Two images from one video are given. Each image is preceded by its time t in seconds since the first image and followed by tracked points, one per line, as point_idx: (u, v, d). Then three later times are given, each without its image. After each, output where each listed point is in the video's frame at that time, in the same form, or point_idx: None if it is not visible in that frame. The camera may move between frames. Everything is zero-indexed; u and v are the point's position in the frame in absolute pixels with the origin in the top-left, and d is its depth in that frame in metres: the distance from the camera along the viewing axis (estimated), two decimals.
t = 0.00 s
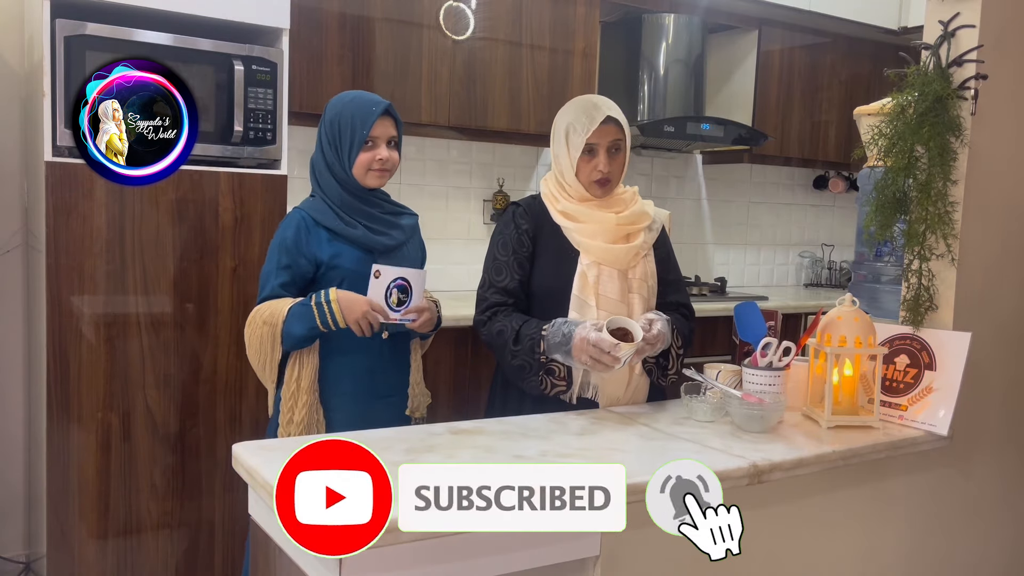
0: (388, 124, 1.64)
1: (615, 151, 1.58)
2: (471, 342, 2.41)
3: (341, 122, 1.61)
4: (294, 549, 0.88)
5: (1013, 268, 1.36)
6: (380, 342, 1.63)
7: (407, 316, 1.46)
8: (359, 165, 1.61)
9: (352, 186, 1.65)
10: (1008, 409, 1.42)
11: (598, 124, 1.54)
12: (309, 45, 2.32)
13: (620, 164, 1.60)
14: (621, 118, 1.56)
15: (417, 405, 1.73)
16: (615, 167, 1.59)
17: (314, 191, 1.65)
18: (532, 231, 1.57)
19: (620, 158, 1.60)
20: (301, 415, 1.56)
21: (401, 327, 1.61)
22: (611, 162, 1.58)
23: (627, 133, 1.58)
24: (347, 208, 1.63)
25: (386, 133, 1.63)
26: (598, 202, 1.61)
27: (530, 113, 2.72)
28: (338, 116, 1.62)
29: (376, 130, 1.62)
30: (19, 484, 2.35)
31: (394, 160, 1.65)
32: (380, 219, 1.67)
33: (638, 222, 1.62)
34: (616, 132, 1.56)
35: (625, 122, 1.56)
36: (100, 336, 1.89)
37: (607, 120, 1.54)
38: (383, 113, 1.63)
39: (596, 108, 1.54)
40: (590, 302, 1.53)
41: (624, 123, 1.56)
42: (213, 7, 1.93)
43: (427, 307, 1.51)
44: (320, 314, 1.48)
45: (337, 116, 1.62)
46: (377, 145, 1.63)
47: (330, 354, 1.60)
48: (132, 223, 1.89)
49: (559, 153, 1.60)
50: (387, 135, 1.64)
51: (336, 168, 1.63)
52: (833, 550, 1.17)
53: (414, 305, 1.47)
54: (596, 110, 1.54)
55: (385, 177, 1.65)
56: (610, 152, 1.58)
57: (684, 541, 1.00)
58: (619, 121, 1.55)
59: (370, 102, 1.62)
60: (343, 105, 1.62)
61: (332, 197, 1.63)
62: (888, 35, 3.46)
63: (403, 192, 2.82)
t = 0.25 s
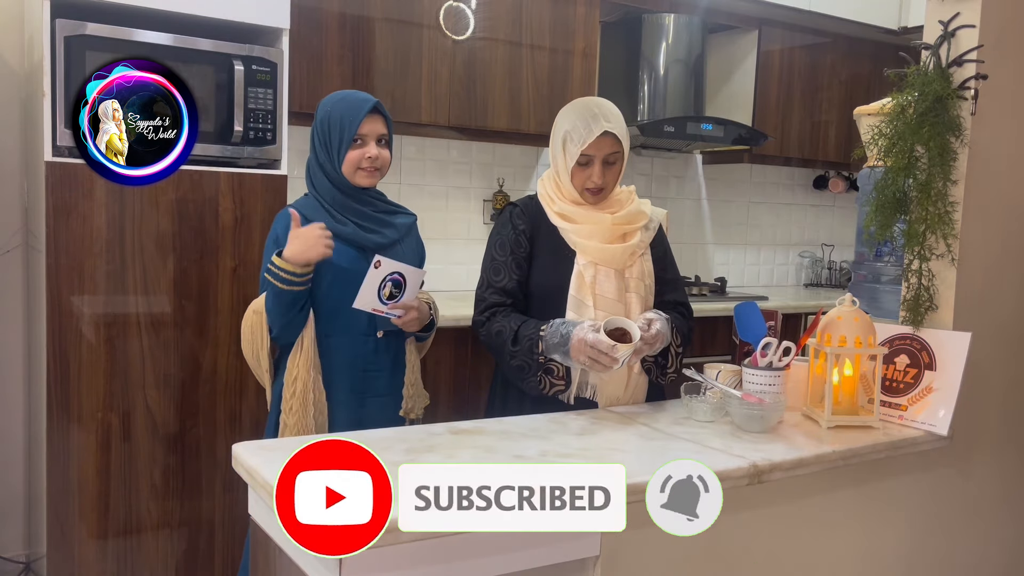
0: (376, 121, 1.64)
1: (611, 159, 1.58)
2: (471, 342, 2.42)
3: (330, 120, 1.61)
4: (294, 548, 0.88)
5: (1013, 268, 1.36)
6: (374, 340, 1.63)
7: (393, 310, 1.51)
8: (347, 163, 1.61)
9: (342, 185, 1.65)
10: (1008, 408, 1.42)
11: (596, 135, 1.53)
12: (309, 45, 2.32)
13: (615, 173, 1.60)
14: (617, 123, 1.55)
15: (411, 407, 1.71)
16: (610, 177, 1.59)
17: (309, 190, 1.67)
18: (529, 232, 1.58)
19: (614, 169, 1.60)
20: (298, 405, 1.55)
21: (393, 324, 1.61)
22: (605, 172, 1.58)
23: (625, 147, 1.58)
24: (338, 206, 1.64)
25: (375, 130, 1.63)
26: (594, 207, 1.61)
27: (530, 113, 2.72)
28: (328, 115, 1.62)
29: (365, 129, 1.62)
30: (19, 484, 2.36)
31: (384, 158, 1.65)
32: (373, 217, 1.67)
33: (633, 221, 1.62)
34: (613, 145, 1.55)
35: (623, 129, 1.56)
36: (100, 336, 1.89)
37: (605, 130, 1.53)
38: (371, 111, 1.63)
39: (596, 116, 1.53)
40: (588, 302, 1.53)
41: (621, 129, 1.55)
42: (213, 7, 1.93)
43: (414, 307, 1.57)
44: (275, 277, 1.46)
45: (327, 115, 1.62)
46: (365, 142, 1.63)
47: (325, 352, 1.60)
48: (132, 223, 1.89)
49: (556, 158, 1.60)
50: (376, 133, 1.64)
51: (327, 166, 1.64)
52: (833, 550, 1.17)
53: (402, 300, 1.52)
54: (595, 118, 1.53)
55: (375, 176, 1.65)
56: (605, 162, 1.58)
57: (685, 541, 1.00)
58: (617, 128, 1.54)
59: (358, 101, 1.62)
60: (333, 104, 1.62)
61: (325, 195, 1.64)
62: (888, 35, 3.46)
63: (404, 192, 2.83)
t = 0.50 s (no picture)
0: (369, 122, 1.64)
1: (611, 160, 1.58)
2: (470, 342, 2.42)
3: (322, 120, 1.61)
4: (294, 548, 0.88)
5: (1013, 268, 1.36)
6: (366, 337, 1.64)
7: (386, 302, 1.51)
8: (338, 164, 1.61)
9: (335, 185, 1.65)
10: (1007, 408, 1.42)
11: (597, 135, 1.53)
12: (309, 45, 2.32)
13: (615, 174, 1.60)
14: (619, 125, 1.54)
15: (403, 405, 1.69)
16: (609, 177, 1.59)
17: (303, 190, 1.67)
18: (529, 232, 1.58)
19: (615, 170, 1.60)
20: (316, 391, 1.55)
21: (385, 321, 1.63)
22: (605, 172, 1.58)
23: (626, 146, 1.57)
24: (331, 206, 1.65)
25: (367, 130, 1.63)
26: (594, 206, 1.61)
27: (530, 113, 2.72)
28: (320, 115, 1.62)
29: (357, 129, 1.62)
30: (19, 484, 2.36)
31: (377, 159, 1.65)
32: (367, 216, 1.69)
33: (632, 222, 1.61)
34: (613, 145, 1.55)
35: (624, 130, 1.55)
36: (100, 336, 1.89)
37: (605, 130, 1.53)
38: (363, 111, 1.63)
39: (596, 116, 1.53)
40: (585, 303, 1.53)
41: (620, 131, 1.55)
42: (213, 7, 1.93)
43: (408, 299, 1.55)
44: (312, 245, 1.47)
45: (319, 116, 1.62)
46: (358, 142, 1.63)
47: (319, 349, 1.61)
48: (132, 223, 1.89)
49: (557, 157, 1.60)
50: (369, 132, 1.64)
51: (320, 166, 1.64)
52: (833, 550, 1.17)
53: (395, 293, 1.52)
54: (596, 118, 1.53)
55: (367, 177, 1.64)
56: (605, 162, 1.58)
57: (685, 541, 1.00)
58: (617, 130, 1.54)
59: (350, 101, 1.62)
60: (326, 105, 1.62)
61: (318, 195, 1.64)
62: (888, 35, 3.46)
63: (403, 192, 2.83)
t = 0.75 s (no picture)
0: (368, 121, 1.65)
1: (610, 159, 1.57)
2: (470, 342, 2.42)
3: (321, 119, 1.61)
4: (294, 548, 0.88)
5: (1013, 267, 1.35)
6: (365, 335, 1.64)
7: (390, 299, 1.52)
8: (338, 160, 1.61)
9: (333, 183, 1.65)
10: (1007, 408, 1.42)
11: (593, 134, 1.53)
12: (309, 45, 2.32)
13: (615, 174, 1.60)
14: (617, 123, 1.54)
15: (405, 404, 1.70)
16: (609, 176, 1.59)
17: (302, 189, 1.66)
18: (530, 232, 1.58)
19: (614, 169, 1.59)
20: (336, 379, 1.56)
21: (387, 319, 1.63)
22: (604, 171, 1.57)
23: (626, 144, 1.56)
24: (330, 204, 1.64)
25: (366, 129, 1.64)
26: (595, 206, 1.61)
27: (530, 113, 2.72)
28: (319, 113, 1.62)
29: (355, 127, 1.63)
30: (19, 484, 2.35)
31: (376, 157, 1.65)
32: (366, 214, 1.70)
33: (634, 224, 1.61)
34: (610, 144, 1.54)
35: (623, 128, 1.55)
36: (100, 336, 1.89)
37: (602, 129, 1.53)
38: (362, 110, 1.64)
39: (594, 115, 1.53)
40: (585, 304, 1.53)
41: (621, 131, 1.54)
42: (213, 7, 1.93)
43: (411, 297, 1.56)
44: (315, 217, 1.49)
45: (318, 114, 1.62)
46: (357, 141, 1.64)
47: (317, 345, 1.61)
48: (132, 223, 1.89)
49: (557, 157, 1.60)
50: (368, 131, 1.65)
51: (319, 164, 1.63)
52: (833, 550, 1.17)
53: (399, 291, 1.53)
54: (592, 117, 1.53)
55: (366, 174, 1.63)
56: (604, 161, 1.57)
57: (685, 541, 1.00)
58: (617, 129, 1.54)
59: (349, 100, 1.62)
60: (325, 103, 1.62)
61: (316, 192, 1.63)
62: (888, 35, 3.46)
63: (404, 192, 2.83)
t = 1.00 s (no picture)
0: (382, 126, 1.66)
1: (613, 158, 1.57)
2: (470, 342, 2.41)
3: (336, 119, 1.61)
4: (294, 548, 0.88)
5: (1013, 267, 1.35)
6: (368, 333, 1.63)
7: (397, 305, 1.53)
8: (349, 161, 1.62)
9: (340, 183, 1.65)
10: (1008, 408, 1.42)
11: (596, 134, 1.53)
12: (309, 45, 2.32)
13: (619, 173, 1.59)
14: (620, 123, 1.54)
15: (407, 403, 1.73)
16: (613, 176, 1.58)
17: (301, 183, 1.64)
18: (533, 231, 1.58)
19: (619, 169, 1.59)
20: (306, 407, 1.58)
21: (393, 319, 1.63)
22: (608, 171, 1.57)
23: (628, 144, 1.56)
24: (336, 202, 1.63)
25: (382, 134, 1.65)
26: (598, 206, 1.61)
27: (530, 113, 2.72)
28: (334, 114, 1.62)
29: (372, 131, 1.63)
30: (19, 483, 2.35)
31: (385, 161, 1.67)
32: (369, 213, 1.68)
33: (640, 224, 1.60)
34: (614, 144, 1.54)
35: (626, 128, 1.55)
36: (100, 336, 1.89)
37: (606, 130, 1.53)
38: (379, 115, 1.64)
39: (597, 115, 1.53)
40: (586, 304, 1.53)
41: (626, 132, 1.55)
42: (213, 7, 1.93)
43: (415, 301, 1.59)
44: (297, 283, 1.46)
45: (332, 114, 1.62)
46: (370, 144, 1.64)
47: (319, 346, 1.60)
48: (132, 223, 1.89)
49: (561, 157, 1.61)
50: (381, 136, 1.66)
51: (327, 161, 1.63)
52: (832, 550, 1.17)
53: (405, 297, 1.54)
54: (596, 116, 1.53)
55: (375, 175, 1.66)
56: (608, 161, 1.57)
57: (685, 541, 1.00)
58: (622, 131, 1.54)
59: (368, 104, 1.63)
60: (340, 105, 1.62)
61: (320, 188, 1.62)
62: (888, 35, 3.46)
63: (404, 192, 2.83)
